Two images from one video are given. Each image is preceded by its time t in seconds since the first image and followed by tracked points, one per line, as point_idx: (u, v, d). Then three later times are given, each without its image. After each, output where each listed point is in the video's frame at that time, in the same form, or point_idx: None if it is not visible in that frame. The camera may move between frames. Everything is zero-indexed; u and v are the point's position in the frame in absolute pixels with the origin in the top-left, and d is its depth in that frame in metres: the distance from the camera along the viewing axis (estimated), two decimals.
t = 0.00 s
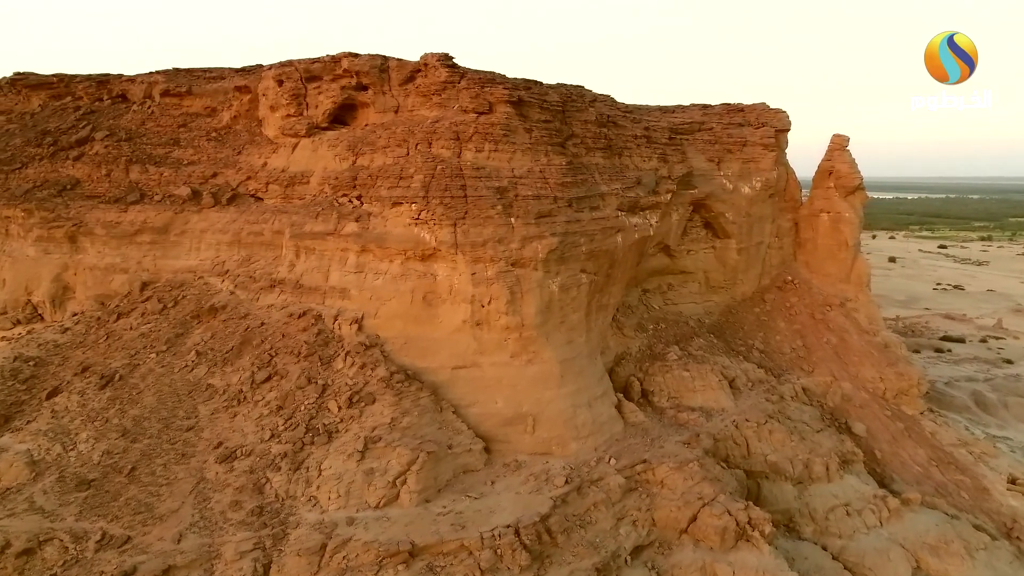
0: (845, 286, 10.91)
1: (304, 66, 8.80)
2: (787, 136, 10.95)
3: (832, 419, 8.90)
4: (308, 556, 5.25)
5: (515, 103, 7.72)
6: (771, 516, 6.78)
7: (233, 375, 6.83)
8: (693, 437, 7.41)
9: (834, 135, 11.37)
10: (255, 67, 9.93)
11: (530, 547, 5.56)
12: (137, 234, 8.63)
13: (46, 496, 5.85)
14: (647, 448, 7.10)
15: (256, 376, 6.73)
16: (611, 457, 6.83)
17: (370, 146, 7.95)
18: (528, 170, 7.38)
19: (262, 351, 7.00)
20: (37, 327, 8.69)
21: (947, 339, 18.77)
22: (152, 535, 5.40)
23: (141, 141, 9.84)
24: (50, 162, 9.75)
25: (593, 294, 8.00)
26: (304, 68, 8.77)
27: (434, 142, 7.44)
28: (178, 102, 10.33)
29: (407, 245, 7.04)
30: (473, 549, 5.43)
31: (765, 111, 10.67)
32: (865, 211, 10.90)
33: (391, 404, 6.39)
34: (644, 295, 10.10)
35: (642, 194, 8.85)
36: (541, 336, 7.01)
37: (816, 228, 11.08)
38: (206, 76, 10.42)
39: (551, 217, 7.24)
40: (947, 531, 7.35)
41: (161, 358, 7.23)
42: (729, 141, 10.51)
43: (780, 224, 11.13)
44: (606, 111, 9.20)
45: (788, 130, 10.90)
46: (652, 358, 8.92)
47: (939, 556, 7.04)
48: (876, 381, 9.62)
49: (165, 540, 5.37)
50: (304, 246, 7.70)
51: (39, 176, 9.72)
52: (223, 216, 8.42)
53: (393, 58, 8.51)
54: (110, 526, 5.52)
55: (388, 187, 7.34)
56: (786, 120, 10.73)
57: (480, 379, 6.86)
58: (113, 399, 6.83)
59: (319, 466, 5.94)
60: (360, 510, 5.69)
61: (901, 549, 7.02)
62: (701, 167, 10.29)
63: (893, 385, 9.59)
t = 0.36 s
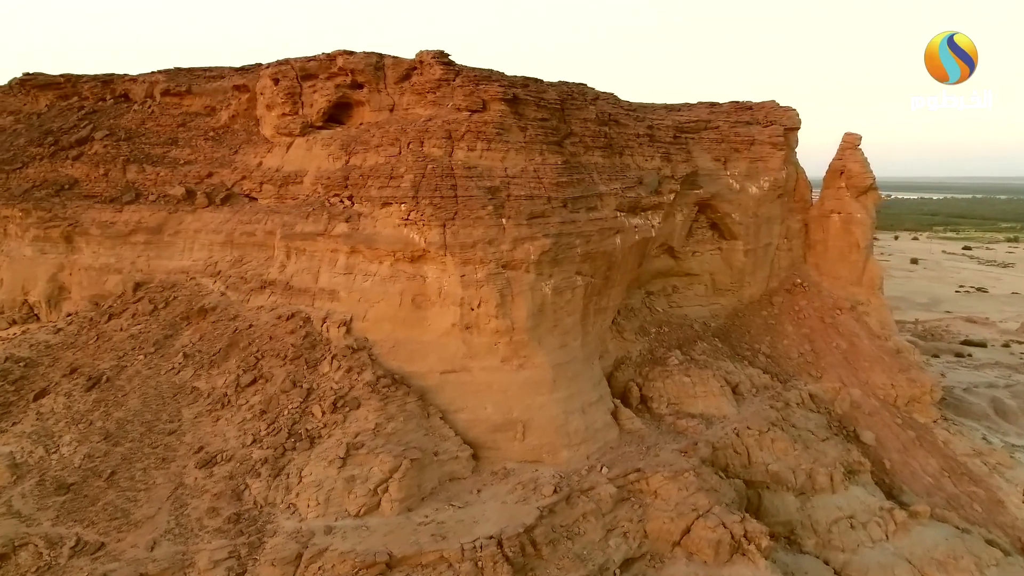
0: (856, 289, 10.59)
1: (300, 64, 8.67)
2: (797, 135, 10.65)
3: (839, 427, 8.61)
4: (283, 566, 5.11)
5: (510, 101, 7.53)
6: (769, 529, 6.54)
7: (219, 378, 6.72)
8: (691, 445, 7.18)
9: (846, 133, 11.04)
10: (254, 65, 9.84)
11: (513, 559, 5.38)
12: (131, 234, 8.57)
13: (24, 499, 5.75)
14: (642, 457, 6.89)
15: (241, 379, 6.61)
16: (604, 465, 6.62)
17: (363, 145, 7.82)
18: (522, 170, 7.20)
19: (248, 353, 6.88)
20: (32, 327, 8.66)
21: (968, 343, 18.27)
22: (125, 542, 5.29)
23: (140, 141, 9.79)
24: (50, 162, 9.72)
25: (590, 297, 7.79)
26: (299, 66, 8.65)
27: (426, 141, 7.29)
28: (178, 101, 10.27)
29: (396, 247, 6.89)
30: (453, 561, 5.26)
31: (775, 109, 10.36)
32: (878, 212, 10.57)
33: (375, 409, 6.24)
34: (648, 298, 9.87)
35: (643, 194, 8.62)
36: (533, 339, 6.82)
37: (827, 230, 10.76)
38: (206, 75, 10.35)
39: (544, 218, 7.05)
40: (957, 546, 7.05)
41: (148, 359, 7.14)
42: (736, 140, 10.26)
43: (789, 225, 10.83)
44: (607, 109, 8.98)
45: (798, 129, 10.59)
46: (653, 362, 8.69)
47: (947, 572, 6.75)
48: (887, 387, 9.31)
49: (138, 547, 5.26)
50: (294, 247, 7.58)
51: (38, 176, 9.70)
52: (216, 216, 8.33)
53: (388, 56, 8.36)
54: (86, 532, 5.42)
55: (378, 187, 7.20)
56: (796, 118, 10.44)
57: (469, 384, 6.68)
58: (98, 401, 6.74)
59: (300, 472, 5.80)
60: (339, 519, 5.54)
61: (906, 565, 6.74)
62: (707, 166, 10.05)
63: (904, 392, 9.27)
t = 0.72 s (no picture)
0: (865, 291, 10.31)
1: (293, 62, 8.55)
2: (803, 134, 10.42)
3: (843, 435, 8.37)
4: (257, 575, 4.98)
5: (503, 98, 7.37)
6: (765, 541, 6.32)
7: (203, 380, 6.61)
8: (686, 452, 6.98)
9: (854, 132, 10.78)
10: (250, 64, 9.75)
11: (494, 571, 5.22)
12: (124, 235, 8.50)
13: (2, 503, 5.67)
14: (635, 464, 6.69)
15: (225, 383, 6.50)
16: (594, 473, 6.44)
17: (355, 144, 7.69)
18: (513, 169, 7.04)
19: (234, 356, 6.77)
20: (25, 327, 8.62)
21: (984, 347, 17.86)
22: (99, 549, 5.19)
23: (136, 140, 9.74)
24: (47, 162, 9.63)
25: (585, 300, 7.61)
26: (293, 64, 8.53)
27: (416, 140, 7.15)
28: (175, 100, 10.20)
29: (384, 248, 6.75)
30: (432, 572, 5.10)
31: (780, 108, 10.13)
32: (886, 213, 10.30)
33: (359, 414, 6.10)
34: (648, 300, 9.67)
35: (641, 194, 8.42)
36: (523, 343, 6.65)
37: (834, 231, 10.51)
38: (203, 75, 10.28)
39: (536, 219, 6.88)
40: (962, 560, 6.80)
41: (134, 361, 7.05)
42: (740, 139, 10.07)
43: (795, 227, 10.59)
44: (606, 108, 8.80)
45: (805, 127, 10.36)
46: (651, 366, 8.49)
47: None
48: (895, 393, 9.04)
49: (112, 554, 5.15)
50: (283, 247, 7.47)
51: (34, 176, 9.65)
52: (208, 216, 8.25)
53: (382, 54, 8.24)
54: (61, 538, 5.32)
55: (367, 187, 7.07)
56: (802, 117, 10.20)
57: (457, 389, 6.53)
58: (83, 403, 6.65)
59: (280, 478, 5.68)
60: (318, 527, 5.41)
61: None
62: (709, 166, 9.84)
63: (912, 398, 9.00)
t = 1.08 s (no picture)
0: (875, 295, 9.99)
1: (288, 60, 8.44)
2: (812, 133, 10.16)
3: (849, 444, 8.09)
4: None
5: (496, 96, 7.19)
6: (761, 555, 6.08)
7: (187, 383, 6.51)
8: (682, 461, 6.75)
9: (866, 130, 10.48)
10: (248, 63, 9.65)
11: None
12: (117, 235, 8.43)
13: None
14: (627, 473, 6.48)
15: (208, 386, 6.38)
16: (584, 482, 6.24)
17: (346, 143, 7.55)
18: (505, 169, 6.86)
19: (218, 358, 6.66)
20: (19, 327, 8.59)
21: (1006, 352, 17.38)
22: (70, 556, 5.08)
23: (134, 140, 9.69)
24: (45, 161, 9.59)
25: (579, 303, 7.41)
26: (287, 62, 8.42)
27: (406, 138, 7.00)
28: (175, 100, 10.15)
29: (370, 249, 6.60)
30: None
31: (788, 106, 9.86)
32: (898, 214, 9.98)
33: (341, 419, 5.95)
34: (650, 303, 9.43)
35: (641, 194, 8.21)
36: (512, 348, 6.47)
37: (844, 232, 10.20)
38: (202, 74, 10.21)
39: (527, 220, 6.69)
40: None
41: (120, 363, 6.96)
42: (746, 137, 9.81)
43: (804, 228, 10.30)
44: (606, 106, 8.61)
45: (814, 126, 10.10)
46: (650, 371, 8.27)
47: None
48: (905, 400, 8.73)
49: (82, 561, 5.04)
50: (272, 248, 7.35)
51: (33, 176, 9.59)
52: (200, 216, 8.16)
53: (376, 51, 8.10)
54: (33, 544, 5.21)
55: (355, 186, 6.92)
56: (811, 115, 9.97)
57: (443, 394, 6.36)
58: (66, 405, 6.57)
59: (257, 485, 5.54)
60: (294, 536, 5.27)
61: None
62: (714, 165, 9.59)
63: (923, 405, 8.69)
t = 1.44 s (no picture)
0: (881, 298, 9.70)
1: (277, 58, 8.32)
2: (816, 131, 9.96)
3: (849, 452, 7.84)
4: None
5: (483, 93, 7.02)
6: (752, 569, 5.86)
7: (165, 387, 6.38)
8: (672, 469, 6.54)
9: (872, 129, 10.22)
10: (241, 61, 9.53)
11: None
12: (104, 234, 8.33)
13: None
14: (615, 482, 6.27)
15: (185, 390, 6.25)
16: (569, 491, 6.04)
17: (333, 141, 7.40)
18: (491, 167, 6.68)
19: (197, 361, 6.54)
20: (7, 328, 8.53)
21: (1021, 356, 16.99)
22: (34, 564, 4.96)
23: (126, 139, 9.59)
24: (38, 161, 9.36)
25: (569, 306, 7.22)
26: (277, 60, 8.30)
27: (391, 136, 6.84)
28: (168, 98, 10.05)
29: (352, 250, 6.44)
30: None
31: (791, 103, 9.77)
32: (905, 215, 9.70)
33: (318, 425, 5.80)
34: (648, 305, 9.20)
35: (635, 194, 8.00)
36: (496, 352, 6.28)
37: (848, 233, 9.93)
38: (196, 73, 10.11)
39: (513, 220, 6.51)
40: None
41: (101, 365, 6.86)
42: (747, 136, 9.57)
43: (807, 229, 10.04)
44: (602, 104, 8.44)
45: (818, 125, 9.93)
46: (644, 376, 8.05)
47: None
48: (910, 407, 8.44)
49: (46, 570, 4.92)
50: (256, 249, 7.22)
51: (27, 175, 9.35)
52: (187, 216, 8.05)
53: (366, 49, 7.96)
54: None
55: (339, 186, 6.77)
56: (815, 113, 9.81)
57: (425, 399, 6.19)
58: (44, 408, 6.46)
59: (229, 492, 5.40)
60: (264, 545, 5.12)
61: None
62: (715, 165, 9.31)
63: (928, 412, 8.40)
